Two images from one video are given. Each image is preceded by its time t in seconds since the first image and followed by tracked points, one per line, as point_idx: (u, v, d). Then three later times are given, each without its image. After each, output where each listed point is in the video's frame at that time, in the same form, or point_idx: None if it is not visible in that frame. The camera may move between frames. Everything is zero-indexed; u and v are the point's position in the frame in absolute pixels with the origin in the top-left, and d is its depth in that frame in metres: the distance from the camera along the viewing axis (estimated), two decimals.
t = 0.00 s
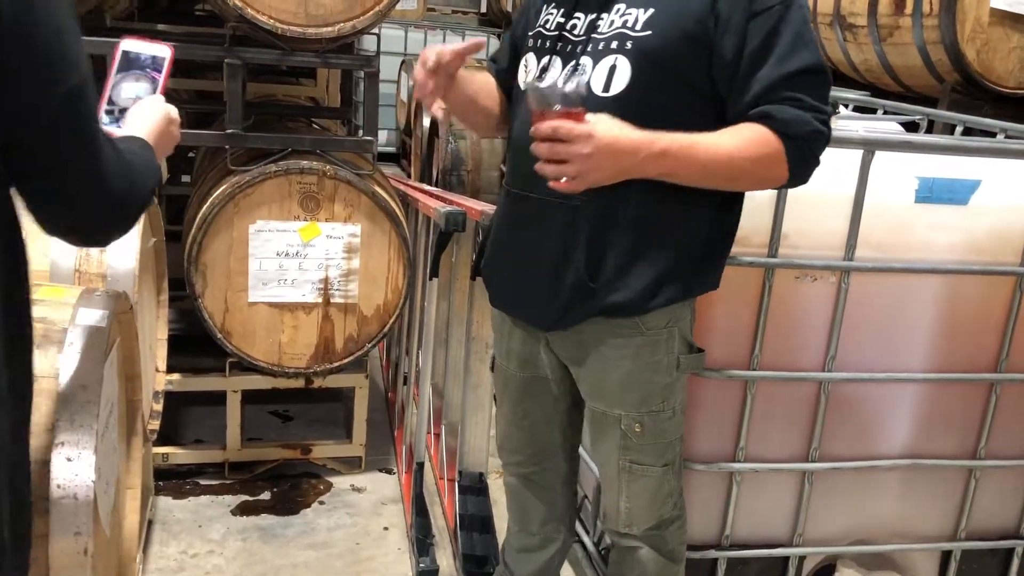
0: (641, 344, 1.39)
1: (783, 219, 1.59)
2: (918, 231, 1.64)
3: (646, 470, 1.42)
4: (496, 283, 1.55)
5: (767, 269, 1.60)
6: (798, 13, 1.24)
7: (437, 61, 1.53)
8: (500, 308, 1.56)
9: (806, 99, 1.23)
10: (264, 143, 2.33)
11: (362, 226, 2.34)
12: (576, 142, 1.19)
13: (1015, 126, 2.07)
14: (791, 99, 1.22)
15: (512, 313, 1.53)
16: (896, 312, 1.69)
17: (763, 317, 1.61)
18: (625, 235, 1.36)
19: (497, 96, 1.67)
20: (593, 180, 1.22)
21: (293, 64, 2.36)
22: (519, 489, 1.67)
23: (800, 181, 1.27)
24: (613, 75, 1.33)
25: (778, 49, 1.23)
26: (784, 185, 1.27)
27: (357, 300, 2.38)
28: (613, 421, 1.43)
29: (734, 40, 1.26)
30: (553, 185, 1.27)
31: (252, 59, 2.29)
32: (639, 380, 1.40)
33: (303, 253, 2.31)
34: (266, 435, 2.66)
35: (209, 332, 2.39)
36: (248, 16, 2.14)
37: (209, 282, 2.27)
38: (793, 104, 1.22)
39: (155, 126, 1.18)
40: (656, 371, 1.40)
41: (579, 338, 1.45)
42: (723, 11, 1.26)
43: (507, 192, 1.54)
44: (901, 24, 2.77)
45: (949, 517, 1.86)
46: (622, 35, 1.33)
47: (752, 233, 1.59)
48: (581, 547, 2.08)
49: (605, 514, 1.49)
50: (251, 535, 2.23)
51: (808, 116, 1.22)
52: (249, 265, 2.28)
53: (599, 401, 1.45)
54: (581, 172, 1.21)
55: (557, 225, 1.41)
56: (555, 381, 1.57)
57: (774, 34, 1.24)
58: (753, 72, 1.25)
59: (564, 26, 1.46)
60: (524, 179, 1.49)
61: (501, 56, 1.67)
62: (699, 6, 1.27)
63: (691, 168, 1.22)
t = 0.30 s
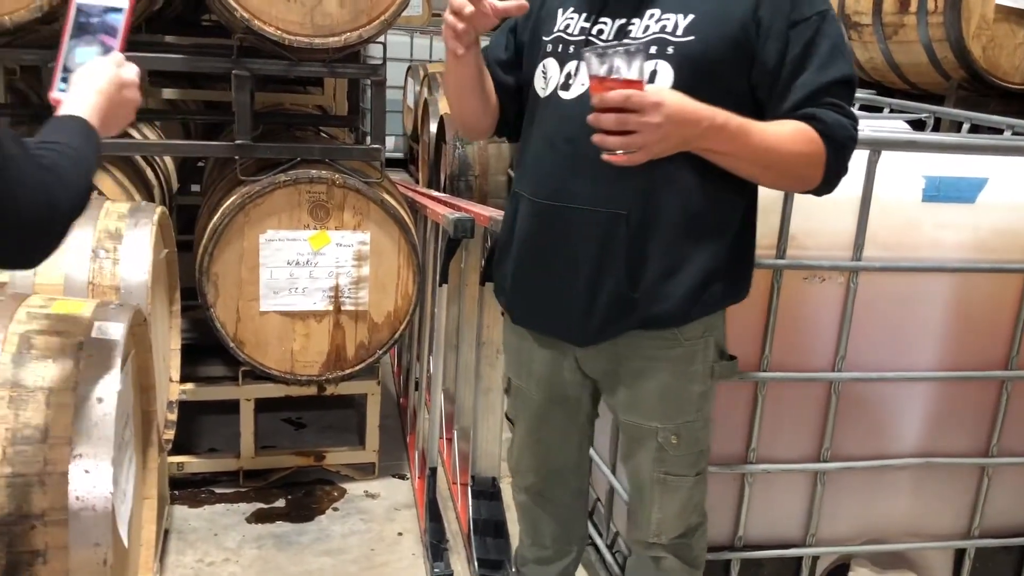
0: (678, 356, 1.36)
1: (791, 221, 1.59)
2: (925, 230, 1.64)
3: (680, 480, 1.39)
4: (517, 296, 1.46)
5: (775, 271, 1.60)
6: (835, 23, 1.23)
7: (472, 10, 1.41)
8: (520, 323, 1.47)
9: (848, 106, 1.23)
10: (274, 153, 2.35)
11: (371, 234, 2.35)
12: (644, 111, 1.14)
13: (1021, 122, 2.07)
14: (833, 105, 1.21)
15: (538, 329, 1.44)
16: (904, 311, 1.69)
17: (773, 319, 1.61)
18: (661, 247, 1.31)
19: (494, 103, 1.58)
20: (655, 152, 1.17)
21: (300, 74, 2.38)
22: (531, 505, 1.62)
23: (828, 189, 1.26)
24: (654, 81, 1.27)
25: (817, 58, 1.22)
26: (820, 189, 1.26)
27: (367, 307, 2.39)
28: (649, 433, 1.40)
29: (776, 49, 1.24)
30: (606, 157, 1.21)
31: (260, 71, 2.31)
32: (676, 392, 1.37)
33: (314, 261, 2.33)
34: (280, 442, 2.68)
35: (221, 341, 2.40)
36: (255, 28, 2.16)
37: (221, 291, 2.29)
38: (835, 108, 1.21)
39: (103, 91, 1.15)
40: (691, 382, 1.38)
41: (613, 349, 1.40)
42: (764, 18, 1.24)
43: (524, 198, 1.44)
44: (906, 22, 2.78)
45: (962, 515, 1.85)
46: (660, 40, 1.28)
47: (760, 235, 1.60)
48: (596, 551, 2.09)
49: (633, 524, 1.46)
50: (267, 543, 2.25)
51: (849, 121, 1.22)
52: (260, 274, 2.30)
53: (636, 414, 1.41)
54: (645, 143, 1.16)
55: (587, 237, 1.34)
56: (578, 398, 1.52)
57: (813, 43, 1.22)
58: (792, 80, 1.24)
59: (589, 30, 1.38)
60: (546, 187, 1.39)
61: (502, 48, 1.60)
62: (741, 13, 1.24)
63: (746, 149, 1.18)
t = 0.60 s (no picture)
0: (738, 377, 1.40)
1: (801, 229, 1.60)
2: (935, 235, 1.64)
3: (730, 500, 1.45)
4: (565, 325, 1.46)
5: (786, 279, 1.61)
6: (868, 33, 1.26)
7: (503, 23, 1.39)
8: (570, 351, 1.46)
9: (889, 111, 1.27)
10: (288, 171, 2.38)
11: (386, 248, 2.38)
12: (726, 125, 1.13)
13: None
14: (877, 112, 1.25)
15: (591, 359, 1.44)
16: (917, 316, 1.69)
17: (785, 327, 1.62)
18: (722, 274, 1.34)
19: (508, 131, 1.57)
20: (733, 166, 1.17)
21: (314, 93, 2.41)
22: (545, 542, 1.62)
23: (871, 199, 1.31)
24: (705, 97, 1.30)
25: (857, 68, 1.24)
26: (866, 195, 1.29)
27: (384, 321, 2.41)
28: (705, 455, 1.44)
29: (818, 62, 1.27)
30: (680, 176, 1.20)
31: (274, 91, 2.35)
32: (735, 414, 1.41)
33: (330, 277, 2.35)
34: (301, 456, 2.71)
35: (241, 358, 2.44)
36: (269, 49, 2.19)
37: (239, 309, 2.32)
38: (879, 117, 1.25)
39: None
40: (746, 400, 1.42)
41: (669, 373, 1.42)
42: (804, 31, 1.27)
43: (568, 228, 1.42)
44: (916, 24, 2.79)
45: (983, 519, 1.85)
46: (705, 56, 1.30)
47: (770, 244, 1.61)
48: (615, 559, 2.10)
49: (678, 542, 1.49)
50: (289, 557, 2.27)
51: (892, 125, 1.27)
52: (278, 291, 2.33)
53: (689, 436, 1.44)
54: (727, 158, 1.16)
55: (649, 267, 1.35)
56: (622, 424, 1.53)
57: (850, 54, 1.25)
58: (835, 91, 1.26)
59: (622, 50, 1.39)
60: (595, 218, 1.38)
61: (515, 78, 1.58)
62: (781, 28, 1.27)
63: (813, 159, 1.20)
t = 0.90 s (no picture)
0: (782, 397, 1.43)
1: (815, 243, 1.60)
2: (950, 247, 1.63)
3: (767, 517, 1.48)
4: (608, 354, 1.45)
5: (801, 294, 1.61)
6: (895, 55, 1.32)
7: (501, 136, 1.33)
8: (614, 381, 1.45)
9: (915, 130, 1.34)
10: (309, 193, 2.43)
11: (407, 266, 2.41)
12: (788, 195, 1.16)
13: None
14: (905, 134, 1.31)
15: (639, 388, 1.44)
16: (934, 329, 1.68)
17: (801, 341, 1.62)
18: (769, 297, 1.36)
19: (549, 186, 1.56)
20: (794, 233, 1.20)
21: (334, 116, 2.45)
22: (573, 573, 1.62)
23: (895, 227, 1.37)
24: (749, 120, 1.31)
25: (885, 92, 1.30)
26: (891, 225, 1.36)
27: (405, 338, 2.44)
28: (745, 476, 1.45)
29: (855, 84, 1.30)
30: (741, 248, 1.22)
31: (295, 114, 2.39)
32: (777, 433, 1.44)
33: (352, 295, 2.39)
34: (327, 472, 2.74)
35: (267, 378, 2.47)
36: (288, 72, 2.24)
37: (264, 328, 2.36)
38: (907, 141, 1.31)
39: None
40: (787, 417, 1.45)
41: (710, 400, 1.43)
42: (841, 54, 1.30)
43: (610, 255, 1.42)
44: (936, 32, 2.78)
45: (1008, 532, 1.83)
46: (746, 78, 1.32)
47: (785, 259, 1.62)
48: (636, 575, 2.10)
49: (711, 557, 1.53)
50: (314, 573, 2.30)
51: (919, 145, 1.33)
52: (302, 310, 2.36)
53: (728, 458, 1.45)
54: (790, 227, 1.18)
55: (698, 294, 1.36)
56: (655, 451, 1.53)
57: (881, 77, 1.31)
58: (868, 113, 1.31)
59: (657, 74, 1.38)
60: (639, 245, 1.38)
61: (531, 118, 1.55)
62: (819, 52, 1.30)
63: (855, 209, 1.25)
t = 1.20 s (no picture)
0: (809, 398, 1.41)
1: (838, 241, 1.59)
2: (978, 245, 1.60)
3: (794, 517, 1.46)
4: (634, 361, 1.44)
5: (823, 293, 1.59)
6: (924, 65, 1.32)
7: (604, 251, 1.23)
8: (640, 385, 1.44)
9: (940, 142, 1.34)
10: (337, 190, 2.46)
11: (432, 264, 2.42)
12: (816, 245, 1.16)
13: None
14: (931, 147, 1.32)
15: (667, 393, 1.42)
16: (962, 329, 1.65)
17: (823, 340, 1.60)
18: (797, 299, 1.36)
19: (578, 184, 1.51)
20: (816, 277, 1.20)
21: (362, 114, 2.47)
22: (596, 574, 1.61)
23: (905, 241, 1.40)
24: (781, 126, 1.30)
25: (915, 101, 1.30)
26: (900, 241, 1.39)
27: (431, 335, 2.46)
28: (770, 475, 1.44)
29: (888, 92, 1.30)
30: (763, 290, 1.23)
31: (323, 112, 2.41)
32: (802, 434, 1.43)
33: (379, 292, 2.41)
34: (355, 468, 2.77)
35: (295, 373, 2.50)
36: (315, 71, 2.26)
37: (292, 324, 2.39)
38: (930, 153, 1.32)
39: None
40: (813, 419, 1.43)
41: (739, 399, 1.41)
42: (876, 61, 1.29)
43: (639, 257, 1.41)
44: (974, 27, 2.73)
45: None
46: (780, 82, 1.30)
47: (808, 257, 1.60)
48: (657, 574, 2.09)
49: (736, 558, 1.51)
50: (339, 567, 2.33)
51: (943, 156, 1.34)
52: (329, 306, 2.39)
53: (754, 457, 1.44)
54: (815, 272, 1.19)
55: (727, 295, 1.35)
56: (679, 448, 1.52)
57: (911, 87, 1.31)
58: (899, 122, 1.31)
59: (688, 74, 1.36)
60: (667, 247, 1.37)
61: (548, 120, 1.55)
62: (855, 58, 1.28)
63: (870, 239, 1.27)
